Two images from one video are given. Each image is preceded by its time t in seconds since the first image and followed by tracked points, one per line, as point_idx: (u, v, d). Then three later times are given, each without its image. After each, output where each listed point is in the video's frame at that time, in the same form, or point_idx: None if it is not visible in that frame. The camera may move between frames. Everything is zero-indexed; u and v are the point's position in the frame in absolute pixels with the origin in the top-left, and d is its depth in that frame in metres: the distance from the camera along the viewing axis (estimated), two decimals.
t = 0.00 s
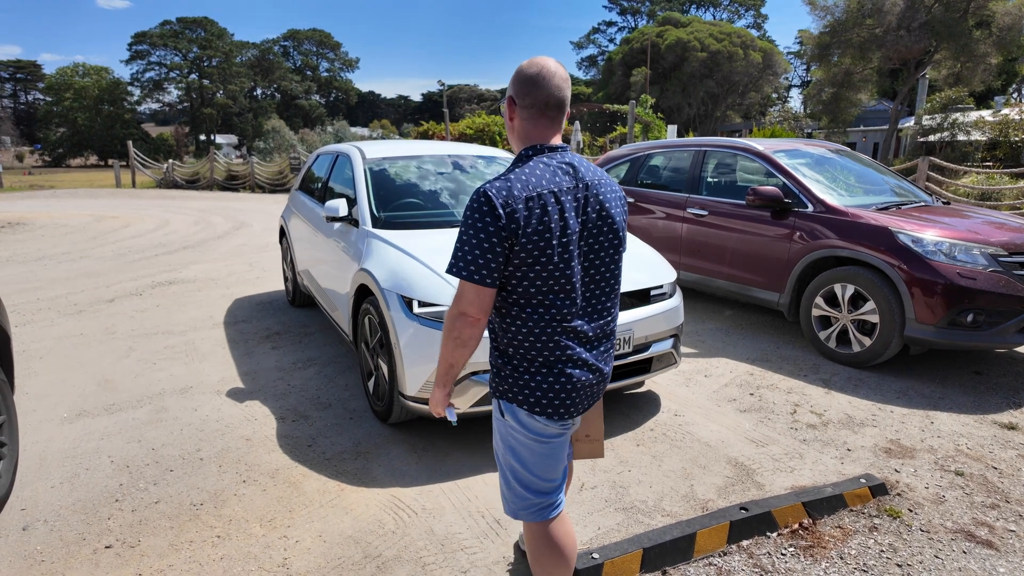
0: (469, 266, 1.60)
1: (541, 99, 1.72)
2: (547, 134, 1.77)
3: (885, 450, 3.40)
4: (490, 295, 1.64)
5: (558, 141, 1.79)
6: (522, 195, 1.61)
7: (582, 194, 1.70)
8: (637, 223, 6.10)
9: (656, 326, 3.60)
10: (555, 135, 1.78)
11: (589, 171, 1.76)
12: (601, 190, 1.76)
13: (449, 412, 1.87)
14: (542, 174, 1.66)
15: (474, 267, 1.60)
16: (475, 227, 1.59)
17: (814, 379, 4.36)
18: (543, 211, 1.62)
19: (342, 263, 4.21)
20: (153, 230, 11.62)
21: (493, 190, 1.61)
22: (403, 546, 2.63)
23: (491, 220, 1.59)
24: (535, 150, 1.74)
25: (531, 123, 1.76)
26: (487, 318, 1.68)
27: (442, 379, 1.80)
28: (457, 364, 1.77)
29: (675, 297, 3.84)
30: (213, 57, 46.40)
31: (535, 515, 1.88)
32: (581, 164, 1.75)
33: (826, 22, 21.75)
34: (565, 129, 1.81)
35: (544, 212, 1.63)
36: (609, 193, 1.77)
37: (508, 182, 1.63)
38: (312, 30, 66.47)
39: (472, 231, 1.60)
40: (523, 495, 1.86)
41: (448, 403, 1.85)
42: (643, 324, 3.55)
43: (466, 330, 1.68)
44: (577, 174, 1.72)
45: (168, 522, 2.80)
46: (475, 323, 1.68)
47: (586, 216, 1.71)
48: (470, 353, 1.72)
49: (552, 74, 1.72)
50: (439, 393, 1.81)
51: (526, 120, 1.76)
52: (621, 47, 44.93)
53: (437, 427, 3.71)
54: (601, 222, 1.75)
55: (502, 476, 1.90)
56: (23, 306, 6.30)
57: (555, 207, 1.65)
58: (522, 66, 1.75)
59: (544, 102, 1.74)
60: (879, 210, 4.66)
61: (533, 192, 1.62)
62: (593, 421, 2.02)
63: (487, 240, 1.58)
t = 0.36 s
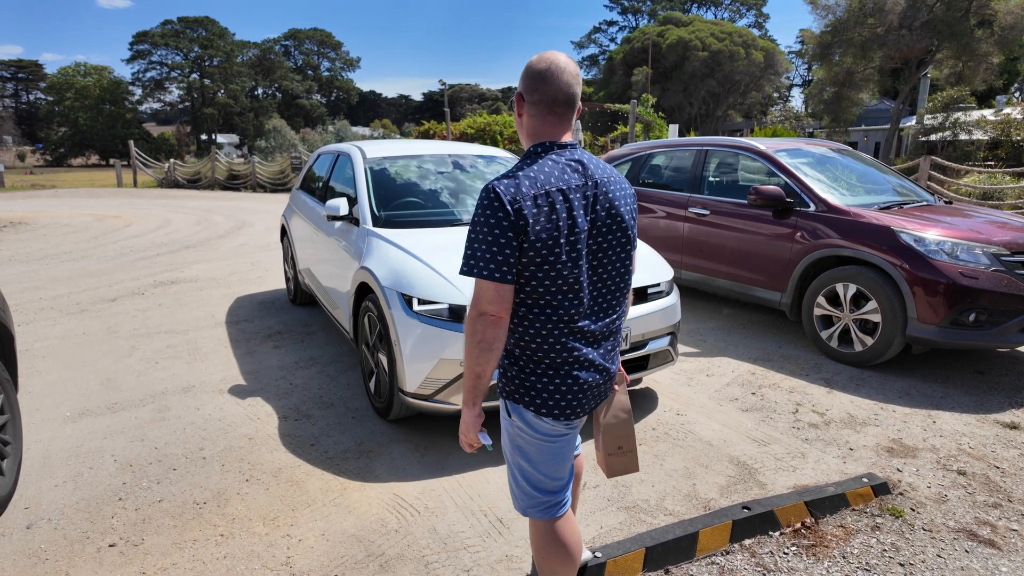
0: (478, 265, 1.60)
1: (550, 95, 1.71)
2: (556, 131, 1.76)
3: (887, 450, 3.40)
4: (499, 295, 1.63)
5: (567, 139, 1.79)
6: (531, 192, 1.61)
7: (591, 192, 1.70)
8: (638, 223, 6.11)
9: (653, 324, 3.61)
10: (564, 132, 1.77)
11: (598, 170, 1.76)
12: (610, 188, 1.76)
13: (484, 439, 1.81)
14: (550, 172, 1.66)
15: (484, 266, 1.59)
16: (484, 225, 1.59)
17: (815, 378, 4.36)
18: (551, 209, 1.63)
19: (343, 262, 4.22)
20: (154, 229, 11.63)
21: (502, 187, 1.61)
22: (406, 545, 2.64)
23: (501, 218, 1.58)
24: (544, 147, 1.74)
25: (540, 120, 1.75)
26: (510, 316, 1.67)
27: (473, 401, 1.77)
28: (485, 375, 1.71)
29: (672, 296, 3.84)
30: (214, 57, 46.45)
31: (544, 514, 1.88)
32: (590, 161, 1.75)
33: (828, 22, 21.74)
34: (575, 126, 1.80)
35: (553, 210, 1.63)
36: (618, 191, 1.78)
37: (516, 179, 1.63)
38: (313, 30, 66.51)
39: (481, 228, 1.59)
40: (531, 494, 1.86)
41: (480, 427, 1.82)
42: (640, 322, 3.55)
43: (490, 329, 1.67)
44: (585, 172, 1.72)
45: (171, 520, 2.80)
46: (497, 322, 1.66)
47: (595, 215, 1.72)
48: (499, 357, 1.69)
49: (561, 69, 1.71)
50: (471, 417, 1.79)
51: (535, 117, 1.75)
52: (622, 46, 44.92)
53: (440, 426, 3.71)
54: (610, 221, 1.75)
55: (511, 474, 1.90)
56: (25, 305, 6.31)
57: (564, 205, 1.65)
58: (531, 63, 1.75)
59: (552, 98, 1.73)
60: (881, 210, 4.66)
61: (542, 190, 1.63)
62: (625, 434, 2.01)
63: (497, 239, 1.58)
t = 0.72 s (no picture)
0: (483, 262, 1.60)
1: (544, 90, 1.74)
2: (556, 127, 1.77)
3: (888, 449, 3.40)
4: (501, 291, 1.64)
5: (568, 132, 1.78)
6: (536, 188, 1.61)
7: (597, 189, 1.70)
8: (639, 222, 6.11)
9: (645, 320, 3.62)
10: (565, 128, 1.78)
11: (603, 167, 1.76)
12: (615, 184, 1.76)
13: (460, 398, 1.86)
14: (555, 168, 1.65)
15: (488, 263, 1.60)
16: (489, 222, 1.59)
17: (817, 377, 4.36)
18: (556, 206, 1.62)
19: (343, 260, 4.22)
20: (156, 229, 11.62)
21: (506, 183, 1.61)
22: (407, 544, 2.64)
23: (505, 215, 1.59)
24: (550, 142, 1.74)
25: (538, 116, 1.77)
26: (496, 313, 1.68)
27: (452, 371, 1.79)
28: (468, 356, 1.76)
29: (664, 292, 3.84)
30: (216, 56, 46.53)
31: (551, 512, 1.88)
32: (595, 158, 1.75)
33: (830, 20, 21.73)
34: (575, 119, 1.80)
35: (558, 207, 1.62)
36: (623, 188, 1.77)
37: (521, 175, 1.62)
38: (314, 29, 66.54)
39: (485, 224, 1.59)
40: (539, 492, 1.87)
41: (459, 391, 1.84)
42: (630, 317, 3.56)
43: (476, 325, 1.69)
44: (590, 169, 1.72)
45: (173, 519, 2.81)
46: (487, 318, 1.68)
47: (600, 212, 1.71)
48: (479, 347, 1.73)
49: (552, 64, 1.74)
50: (450, 381, 1.81)
51: (534, 117, 1.78)
52: (623, 45, 44.89)
53: (441, 425, 3.71)
54: (615, 217, 1.75)
55: (519, 473, 1.90)
56: (27, 305, 6.32)
57: (570, 201, 1.64)
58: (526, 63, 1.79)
59: (546, 94, 1.75)
60: (883, 209, 4.66)
61: (547, 185, 1.62)
62: (630, 428, 2.01)
63: (501, 236, 1.59)
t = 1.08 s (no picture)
0: (483, 264, 1.59)
1: (540, 88, 1.74)
2: (555, 126, 1.76)
3: (889, 449, 3.39)
4: (501, 294, 1.63)
5: (567, 131, 1.77)
6: (536, 190, 1.60)
7: (598, 190, 1.69)
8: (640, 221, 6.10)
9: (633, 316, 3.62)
10: (563, 127, 1.77)
11: (604, 167, 1.75)
12: (617, 184, 1.75)
13: (469, 414, 1.86)
14: (556, 169, 1.65)
15: (488, 266, 1.59)
16: (489, 224, 1.58)
17: (818, 377, 4.35)
18: (557, 208, 1.62)
19: (340, 258, 4.22)
20: (156, 228, 11.62)
21: (506, 185, 1.60)
22: (407, 543, 2.64)
23: (505, 217, 1.58)
24: (550, 142, 1.73)
25: (536, 116, 1.77)
26: (499, 316, 1.68)
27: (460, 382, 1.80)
28: (473, 364, 1.76)
29: (654, 287, 3.83)
30: (217, 55, 46.53)
31: (552, 516, 1.88)
32: (597, 159, 1.74)
33: (831, 20, 21.72)
34: (575, 117, 1.79)
35: (559, 209, 1.62)
36: (625, 188, 1.76)
37: (521, 176, 1.62)
38: (315, 28, 66.55)
39: (485, 226, 1.59)
40: (539, 496, 1.86)
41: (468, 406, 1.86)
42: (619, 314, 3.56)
43: (479, 328, 1.68)
44: (591, 170, 1.71)
45: (173, 518, 2.81)
46: (488, 322, 1.67)
47: (602, 213, 1.70)
48: (482, 353, 1.71)
49: (549, 63, 1.74)
50: (459, 394, 1.82)
51: (533, 117, 1.78)
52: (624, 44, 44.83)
53: (441, 424, 3.71)
54: (617, 218, 1.74)
55: (518, 475, 1.89)
56: (28, 304, 6.32)
57: (571, 203, 1.64)
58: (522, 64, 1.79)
59: (543, 92, 1.75)
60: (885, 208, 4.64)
61: (548, 187, 1.61)
62: (608, 419, 2.01)
63: (501, 239, 1.58)
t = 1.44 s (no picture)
0: (486, 268, 1.57)
1: (538, 86, 1.73)
2: (553, 125, 1.76)
3: (890, 449, 3.38)
4: (504, 299, 1.61)
5: (565, 130, 1.76)
6: (539, 192, 1.59)
7: (599, 191, 1.69)
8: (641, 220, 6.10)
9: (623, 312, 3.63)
10: (561, 125, 1.77)
11: (604, 168, 1.74)
12: (617, 186, 1.75)
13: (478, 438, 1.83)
14: (558, 171, 1.64)
15: (493, 271, 1.57)
16: (493, 227, 1.57)
17: (819, 377, 4.34)
18: (559, 210, 1.61)
19: (337, 257, 4.22)
20: (158, 228, 11.61)
21: (509, 187, 1.59)
22: (405, 544, 2.63)
23: (509, 220, 1.56)
24: (550, 142, 1.73)
25: (535, 114, 1.76)
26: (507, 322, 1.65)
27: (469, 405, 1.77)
28: (485, 381, 1.72)
29: (643, 283, 3.85)
30: (218, 54, 46.55)
31: (548, 518, 1.87)
32: (597, 160, 1.73)
33: (833, 19, 21.72)
34: (571, 115, 1.79)
35: (561, 211, 1.61)
36: (625, 190, 1.76)
37: (523, 178, 1.60)
38: (316, 28, 66.59)
39: (487, 230, 1.57)
40: (535, 498, 1.85)
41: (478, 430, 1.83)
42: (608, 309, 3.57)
43: (489, 336, 1.65)
44: (592, 171, 1.71)
45: (172, 518, 2.81)
46: (495, 329, 1.64)
47: (602, 214, 1.70)
48: (491, 364, 1.68)
49: (546, 62, 1.74)
50: (468, 419, 1.80)
51: (532, 116, 1.77)
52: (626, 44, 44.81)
53: (441, 423, 3.70)
54: (618, 220, 1.73)
55: (514, 477, 1.89)
56: (28, 304, 6.32)
57: (572, 205, 1.63)
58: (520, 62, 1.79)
59: (541, 90, 1.74)
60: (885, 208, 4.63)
61: (551, 189, 1.61)
62: (616, 430, 1.99)
63: (506, 242, 1.56)
